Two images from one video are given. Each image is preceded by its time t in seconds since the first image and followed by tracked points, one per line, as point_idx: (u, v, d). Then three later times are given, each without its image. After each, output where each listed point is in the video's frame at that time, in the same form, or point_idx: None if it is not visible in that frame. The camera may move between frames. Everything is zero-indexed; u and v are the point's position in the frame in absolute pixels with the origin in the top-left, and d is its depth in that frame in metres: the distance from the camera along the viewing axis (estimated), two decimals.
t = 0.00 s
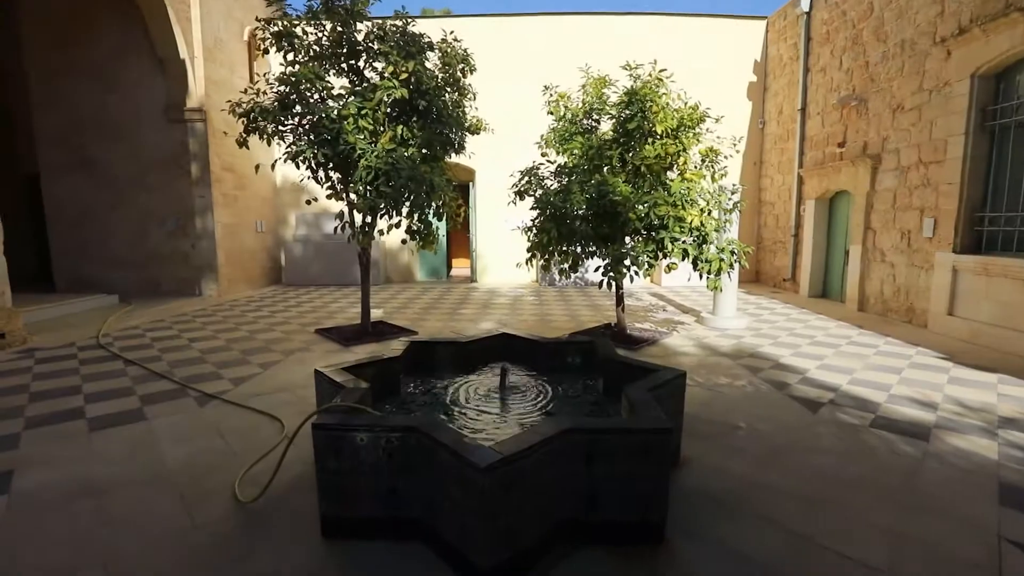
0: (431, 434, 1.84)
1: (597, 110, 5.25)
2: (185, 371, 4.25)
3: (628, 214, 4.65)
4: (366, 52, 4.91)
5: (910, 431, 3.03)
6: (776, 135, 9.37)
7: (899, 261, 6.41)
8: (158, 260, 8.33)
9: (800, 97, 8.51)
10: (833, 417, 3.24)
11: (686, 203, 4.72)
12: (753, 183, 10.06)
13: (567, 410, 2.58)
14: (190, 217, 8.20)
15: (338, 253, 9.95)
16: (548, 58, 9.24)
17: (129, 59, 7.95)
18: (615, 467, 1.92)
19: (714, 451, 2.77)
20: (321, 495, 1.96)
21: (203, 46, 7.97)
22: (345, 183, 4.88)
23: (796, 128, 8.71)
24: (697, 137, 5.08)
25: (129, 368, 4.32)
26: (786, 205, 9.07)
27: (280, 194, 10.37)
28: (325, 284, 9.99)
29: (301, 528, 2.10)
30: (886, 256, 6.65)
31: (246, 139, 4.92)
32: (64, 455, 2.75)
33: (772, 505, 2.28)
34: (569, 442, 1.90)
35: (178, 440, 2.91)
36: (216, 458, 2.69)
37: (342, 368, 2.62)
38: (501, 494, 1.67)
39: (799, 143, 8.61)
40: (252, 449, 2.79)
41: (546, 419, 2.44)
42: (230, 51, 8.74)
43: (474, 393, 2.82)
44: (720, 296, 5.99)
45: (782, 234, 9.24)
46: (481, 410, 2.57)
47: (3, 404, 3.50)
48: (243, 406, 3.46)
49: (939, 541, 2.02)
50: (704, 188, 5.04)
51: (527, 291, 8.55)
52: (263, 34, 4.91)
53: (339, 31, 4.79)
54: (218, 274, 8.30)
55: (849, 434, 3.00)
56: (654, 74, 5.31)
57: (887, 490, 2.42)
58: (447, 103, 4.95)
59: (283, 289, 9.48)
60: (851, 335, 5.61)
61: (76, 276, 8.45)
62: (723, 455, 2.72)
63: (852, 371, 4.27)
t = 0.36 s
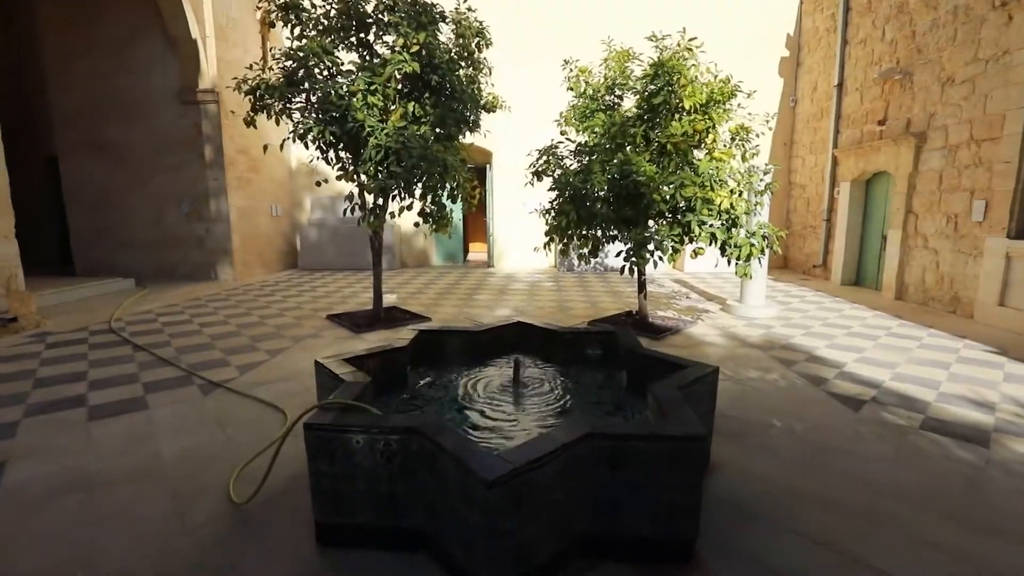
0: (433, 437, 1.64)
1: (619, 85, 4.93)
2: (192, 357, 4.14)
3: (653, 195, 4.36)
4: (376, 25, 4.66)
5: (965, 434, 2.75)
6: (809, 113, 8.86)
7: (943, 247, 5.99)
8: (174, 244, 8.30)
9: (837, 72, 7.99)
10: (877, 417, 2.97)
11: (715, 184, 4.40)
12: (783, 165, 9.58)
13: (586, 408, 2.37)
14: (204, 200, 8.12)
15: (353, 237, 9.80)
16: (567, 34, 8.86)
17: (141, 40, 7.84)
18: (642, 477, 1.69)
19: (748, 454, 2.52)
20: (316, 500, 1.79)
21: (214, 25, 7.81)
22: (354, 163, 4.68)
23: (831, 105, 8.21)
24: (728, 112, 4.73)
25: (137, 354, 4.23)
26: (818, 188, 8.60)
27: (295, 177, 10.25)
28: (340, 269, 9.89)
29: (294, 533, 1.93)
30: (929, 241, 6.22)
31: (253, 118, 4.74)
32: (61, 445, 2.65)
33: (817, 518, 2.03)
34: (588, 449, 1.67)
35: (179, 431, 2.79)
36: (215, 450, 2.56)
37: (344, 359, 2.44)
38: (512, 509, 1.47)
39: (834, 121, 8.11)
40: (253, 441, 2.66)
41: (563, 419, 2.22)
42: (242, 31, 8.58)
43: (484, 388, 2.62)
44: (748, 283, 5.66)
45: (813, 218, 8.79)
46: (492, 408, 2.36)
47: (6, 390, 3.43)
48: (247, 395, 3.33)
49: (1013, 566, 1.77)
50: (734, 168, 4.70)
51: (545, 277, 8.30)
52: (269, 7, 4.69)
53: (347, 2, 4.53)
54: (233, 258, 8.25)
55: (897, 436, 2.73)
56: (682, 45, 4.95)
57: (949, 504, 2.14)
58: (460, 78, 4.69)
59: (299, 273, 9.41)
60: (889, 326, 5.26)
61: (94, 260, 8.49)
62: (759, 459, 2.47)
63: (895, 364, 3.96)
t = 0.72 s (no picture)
0: (439, 448, 1.46)
1: (649, 59, 4.61)
2: (206, 345, 4.07)
3: (684, 178, 4.06)
4: None
5: None
6: (853, 91, 8.30)
7: (1002, 233, 5.52)
8: (197, 229, 8.32)
9: (885, 45, 7.42)
10: (936, 423, 2.67)
11: (752, 165, 4.07)
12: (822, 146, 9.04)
13: (611, 411, 2.16)
14: (226, 184, 8.10)
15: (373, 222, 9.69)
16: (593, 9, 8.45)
17: (160, 23, 7.77)
18: (677, 500, 1.48)
19: (791, 464, 2.27)
20: (313, 512, 1.64)
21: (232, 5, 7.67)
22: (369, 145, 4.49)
23: (878, 81, 7.64)
24: (767, 87, 4.36)
25: (153, 341, 4.19)
26: (860, 170, 8.08)
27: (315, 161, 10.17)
28: (361, 254, 9.81)
29: (292, 544, 1.79)
30: (986, 227, 5.75)
31: (267, 99, 4.59)
32: (66, 436, 2.58)
33: (874, 544, 1.78)
34: (614, 467, 1.47)
35: (184, 423, 2.71)
36: (220, 445, 2.46)
37: (351, 353, 2.28)
38: (527, 536, 1.28)
39: (880, 99, 7.56)
40: (259, 436, 2.55)
41: (585, 425, 2.03)
42: (261, 11, 8.43)
43: (500, 386, 2.43)
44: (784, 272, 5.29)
45: (853, 203, 8.29)
46: (508, 410, 2.17)
47: (22, 377, 3.40)
48: (258, 385, 3.23)
49: None
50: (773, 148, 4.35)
51: (568, 263, 8.05)
52: None
53: None
54: (254, 243, 8.23)
55: (960, 446, 2.44)
56: (718, 14, 4.57)
57: None
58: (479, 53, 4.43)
59: (320, 259, 9.36)
60: (940, 319, 4.87)
61: (121, 245, 8.58)
62: (804, 471, 2.22)
63: (950, 362, 3.62)
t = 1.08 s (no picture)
0: (433, 461, 1.31)
1: (680, 32, 4.29)
2: (220, 332, 4.04)
3: (715, 160, 3.78)
4: None
5: None
6: (902, 66, 7.71)
7: None
8: (221, 214, 8.39)
9: (940, 14, 6.83)
10: (997, 433, 2.40)
11: (790, 145, 3.74)
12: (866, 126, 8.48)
13: (630, 416, 1.99)
14: (248, 169, 8.11)
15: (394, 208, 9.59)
16: None
17: (182, 8, 7.76)
18: (700, 525, 1.30)
19: (833, 477, 2.04)
20: (302, 520, 1.52)
21: None
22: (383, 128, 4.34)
23: (931, 55, 7.06)
24: (810, 60, 4.00)
25: (169, 327, 4.18)
26: (908, 151, 7.53)
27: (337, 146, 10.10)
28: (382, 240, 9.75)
29: (284, 554, 1.67)
30: None
31: (281, 81, 4.48)
32: (73, 426, 2.55)
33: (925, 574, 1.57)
34: (630, 487, 1.29)
35: (190, 414, 2.65)
36: (222, 439, 2.38)
37: (352, 346, 2.15)
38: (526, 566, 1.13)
39: (933, 74, 6.99)
40: (262, 430, 2.47)
41: (601, 434, 1.86)
42: None
43: (512, 385, 2.28)
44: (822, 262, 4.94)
45: (898, 187, 7.76)
46: (519, 413, 2.03)
47: (40, 363, 3.42)
48: (267, 375, 3.15)
49: None
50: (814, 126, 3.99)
51: (591, 250, 7.80)
52: None
53: None
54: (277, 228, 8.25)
55: None
56: None
57: None
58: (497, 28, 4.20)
59: (341, 244, 9.34)
60: (997, 314, 4.47)
61: (149, 230, 8.73)
62: (847, 485, 1.99)
63: (1011, 362, 3.28)
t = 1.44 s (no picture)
0: (403, 480, 1.18)
1: (709, 6, 3.98)
2: (229, 318, 4.00)
3: (743, 144, 3.50)
4: None
5: None
6: (957, 42, 7.11)
7: None
8: (243, 197, 8.43)
9: None
10: None
11: (828, 128, 3.42)
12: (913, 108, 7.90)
13: (636, 425, 1.83)
14: (268, 152, 8.10)
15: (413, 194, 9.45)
16: None
17: None
18: (702, 564, 1.14)
19: (865, 497, 1.83)
20: (272, 529, 1.42)
21: None
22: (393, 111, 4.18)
23: (989, 29, 6.48)
24: (853, 33, 3.64)
25: (180, 312, 4.17)
26: (959, 136, 6.99)
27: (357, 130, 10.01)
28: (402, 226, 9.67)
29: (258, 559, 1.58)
30: None
31: (291, 61, 4.37)
32: (71, 412, 2.52)
33: None
34: (622, 518, 1.13)
35: (188, 403, 2.59)
36: (215, 432, 2.32)
37: (342, 340, 2.03)
38: None
39: (991, 50, 6.42)
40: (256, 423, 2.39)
41: (603, 446, 1.72)
42: None
43: (514, 386, 2.15)
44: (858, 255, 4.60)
45: (947, 174, 7.23)
46: (516, 418, 1.90)
47: (52, 346, 3.44)
48: (269, 364, 3.09)
49: None
50: (856, 107, 3.64)
51: (613, 238, 7.54)
52: None
53: None
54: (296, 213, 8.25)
55: None
56: None
57: None
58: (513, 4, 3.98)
59: (361, 229, 9.30)
60: None
61: (174, 214, 8.85)
62: (881, 508, 1.77)
63: None
